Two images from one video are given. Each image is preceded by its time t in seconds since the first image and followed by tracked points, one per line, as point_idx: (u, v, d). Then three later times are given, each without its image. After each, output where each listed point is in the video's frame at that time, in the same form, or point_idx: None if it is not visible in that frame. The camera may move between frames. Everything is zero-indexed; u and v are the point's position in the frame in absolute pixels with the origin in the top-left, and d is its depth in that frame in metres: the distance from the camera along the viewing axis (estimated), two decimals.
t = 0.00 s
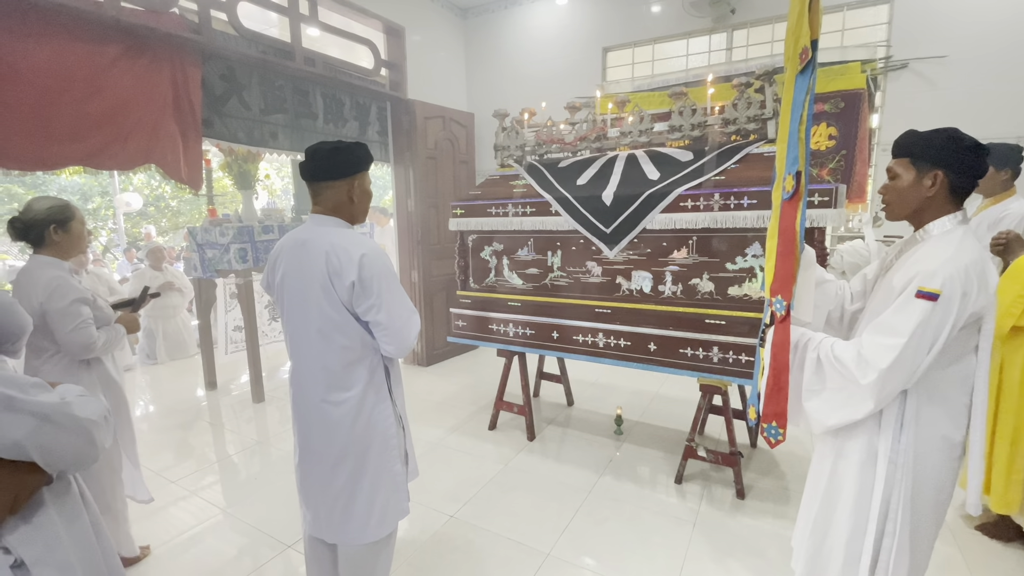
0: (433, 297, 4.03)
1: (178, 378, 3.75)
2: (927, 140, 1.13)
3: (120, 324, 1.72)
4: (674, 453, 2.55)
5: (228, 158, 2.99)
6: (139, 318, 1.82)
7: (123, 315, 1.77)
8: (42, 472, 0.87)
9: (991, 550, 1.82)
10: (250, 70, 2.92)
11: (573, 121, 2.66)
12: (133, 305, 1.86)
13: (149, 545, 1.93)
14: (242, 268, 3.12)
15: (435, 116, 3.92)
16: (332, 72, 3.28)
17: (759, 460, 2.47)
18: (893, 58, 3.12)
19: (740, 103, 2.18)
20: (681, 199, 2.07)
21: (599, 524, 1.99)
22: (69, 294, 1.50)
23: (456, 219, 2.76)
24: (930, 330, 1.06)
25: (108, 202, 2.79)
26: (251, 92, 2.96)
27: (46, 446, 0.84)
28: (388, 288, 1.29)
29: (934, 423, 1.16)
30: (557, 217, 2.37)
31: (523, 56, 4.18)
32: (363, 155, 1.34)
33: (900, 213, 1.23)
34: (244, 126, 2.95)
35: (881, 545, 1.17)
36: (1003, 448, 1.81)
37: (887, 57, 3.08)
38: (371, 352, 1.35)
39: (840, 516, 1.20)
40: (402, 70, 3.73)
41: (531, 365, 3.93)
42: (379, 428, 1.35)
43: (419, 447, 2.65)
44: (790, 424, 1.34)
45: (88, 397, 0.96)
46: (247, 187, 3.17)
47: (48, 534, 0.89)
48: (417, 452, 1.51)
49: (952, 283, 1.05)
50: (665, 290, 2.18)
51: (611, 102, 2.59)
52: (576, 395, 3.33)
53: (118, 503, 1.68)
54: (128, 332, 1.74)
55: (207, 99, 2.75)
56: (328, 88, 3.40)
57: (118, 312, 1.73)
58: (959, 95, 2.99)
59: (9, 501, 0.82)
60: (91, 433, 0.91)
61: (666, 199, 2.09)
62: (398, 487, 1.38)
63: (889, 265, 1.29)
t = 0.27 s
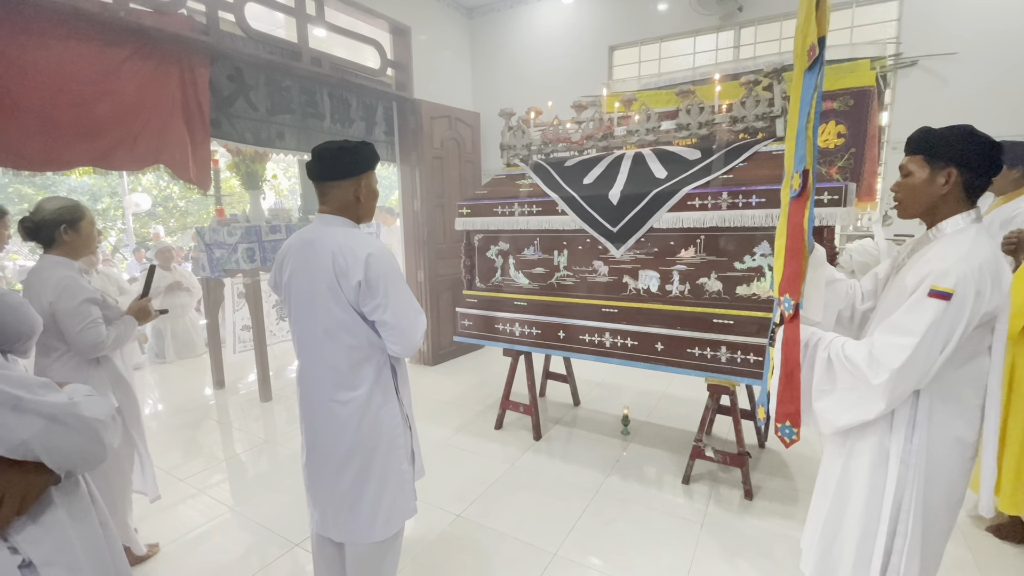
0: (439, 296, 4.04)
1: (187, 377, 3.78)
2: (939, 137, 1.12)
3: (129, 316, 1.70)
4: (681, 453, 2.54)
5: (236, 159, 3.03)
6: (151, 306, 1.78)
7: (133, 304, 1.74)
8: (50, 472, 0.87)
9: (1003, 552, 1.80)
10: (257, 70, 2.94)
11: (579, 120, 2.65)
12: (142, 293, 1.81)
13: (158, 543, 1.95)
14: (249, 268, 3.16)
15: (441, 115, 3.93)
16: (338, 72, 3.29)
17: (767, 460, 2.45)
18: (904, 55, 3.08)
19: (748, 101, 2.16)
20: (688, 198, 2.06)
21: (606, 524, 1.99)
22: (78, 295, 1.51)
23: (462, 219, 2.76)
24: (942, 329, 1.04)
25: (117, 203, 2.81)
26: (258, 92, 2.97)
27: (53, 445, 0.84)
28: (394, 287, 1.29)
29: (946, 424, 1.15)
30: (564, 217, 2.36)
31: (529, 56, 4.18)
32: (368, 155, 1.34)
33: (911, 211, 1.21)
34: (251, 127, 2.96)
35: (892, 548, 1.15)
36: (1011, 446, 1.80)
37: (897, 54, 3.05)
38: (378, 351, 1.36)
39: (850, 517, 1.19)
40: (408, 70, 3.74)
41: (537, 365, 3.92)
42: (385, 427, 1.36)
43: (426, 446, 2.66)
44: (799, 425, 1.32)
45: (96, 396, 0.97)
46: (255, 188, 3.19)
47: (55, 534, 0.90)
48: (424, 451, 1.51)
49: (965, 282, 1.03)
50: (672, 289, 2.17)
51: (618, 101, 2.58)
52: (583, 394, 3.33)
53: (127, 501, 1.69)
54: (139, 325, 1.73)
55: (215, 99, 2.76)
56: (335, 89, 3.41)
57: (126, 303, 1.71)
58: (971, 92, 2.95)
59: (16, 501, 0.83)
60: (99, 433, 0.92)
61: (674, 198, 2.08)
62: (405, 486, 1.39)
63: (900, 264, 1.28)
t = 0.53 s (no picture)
0: (443, 296, 4.05)
1: (193, 376, 3.80)
2: (947, 136, 1.11)
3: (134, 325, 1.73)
4: (686, 453, 2.53)
5: (241, 159, 3.04)
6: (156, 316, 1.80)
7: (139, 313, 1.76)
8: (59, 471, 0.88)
9: (1012, 553, 1.78)
10: (263, 71, 2.95)
11: (584, 119, 2.65)
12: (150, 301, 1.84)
13: (164, 541, 1.96)
14: (255, 268, 3.13)
15: (446, 115, 3.93)
16: (343, 72, 3.30)
17: (772, 461, 2.44)
18: (910, 53, 3.06)
19: (754, 99, 2.14)
20: (693, 197, 2.06)
21: (611, 524, 1.98)
22: (84, 295, 1.52)
23: (466, 219, 2.76)
24: (950, 329, 1.04)
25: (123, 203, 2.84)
26: (263, 93, 2.98)
27: (63, 443, 0.85)
28: (399, 286, 1.30)
29: (954, 424, 1.14)
30: (568, 216, 2.36)
31: (533, 55, 4.18)
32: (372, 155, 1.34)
33: (919, 210, 1.20)
34: (256, 127, 2.97)
35: (900, 549, 1.15)
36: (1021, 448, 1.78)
37: (904, 52, 3.02)
38: (383, 351, 1.36)
39: (857, 518, 1.18)
40: (413, 71, 3.74)
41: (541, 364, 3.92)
42: (391, 426, 1.36)
43: (430, 445, 2.66)
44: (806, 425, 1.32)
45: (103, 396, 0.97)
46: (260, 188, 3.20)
47: (64, 532, 0.90)
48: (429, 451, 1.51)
49: (973, 282, 1.02)
50: (677, 289, 2.16)
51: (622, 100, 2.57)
52: (587, 394, 3.32)
53: (134, 500, 1.70)
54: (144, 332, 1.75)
55: (221, 100, 2.78)
56: (340, 89, 3.42)
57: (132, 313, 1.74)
58: (979, 90, 2.93)
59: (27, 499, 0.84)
60: (105, 431, 0.92)
61: (678, 197, 2.08)
62: (410, 485, 1.39)
63: (908, 263, 1.27)
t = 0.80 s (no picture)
0: (447, 296, 4.05)
1: (198, 376, 3.82)
2: (954, 135, 1.10)
3: (141, 323, 1.75)
4: (690, 453, 2.53)
5: (246, 160, 3.07)
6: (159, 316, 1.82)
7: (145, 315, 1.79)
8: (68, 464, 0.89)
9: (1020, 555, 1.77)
10: (267, 71, 2.96)
11: (588, 119, 2.65)
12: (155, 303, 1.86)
13: (170, 540, 1.97)
14: (259, 268, 3.13)
15: (449, 116, 3.94)
16: (347, 73, 3.30)
17: (777, 461, 2.44)
18: (917, 51, 3.04)
19: (759, 99, 2.14)
20: (697, 197, 2.05)
21: (615, 524, 1.98)
22: (90, 295, 1.53)
23: (470, 219, 2.77)
24: (957, 329, 1.03)
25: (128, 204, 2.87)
26: (268, 93, 3.00)
27: (74, 438, 0.86)
28: (403, 286, 1.30)
29: (960, 424, 1.13)
30: (572, 216, 2.36)
31: (536, 55, 4.18)
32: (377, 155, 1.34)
33: (926, 210, 1.20)
34: (261, 128, 2.98)
35: (906, 550, 1.14)
36: None
37: (910, 50, 3.00)
38: (388, 350, 1.36)
39: (863, 519, 1.17)
40: (417, 71, 3.75)
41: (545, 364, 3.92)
42: (395, 426, 1.36)
43: (434, 445, 2.67)
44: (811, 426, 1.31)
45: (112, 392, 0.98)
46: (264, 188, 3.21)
47: (74, 525, 0.91)
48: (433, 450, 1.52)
49: (980, 281, 1.02)
50: (681, 289, 2.16)
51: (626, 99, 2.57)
52: (591, 395, 3.32)
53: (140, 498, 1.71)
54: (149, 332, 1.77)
55: (225, 101, 2.79)
56: (344, 89, 3.43)
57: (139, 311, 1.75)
58: (986, 88, 2.91)
59: (37, 491, 0.84)
60: (114, 425, 0.93)
61: (683, 197, 2.07)
62: (414, 485, 1.39)
63: (914, 262, 1.26)
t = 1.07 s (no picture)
0: (449, 296, 4.06)
1: (202, 375, 3.84)
2: (958, 134, 1.10)
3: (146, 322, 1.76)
4: (693, 453, 2.53)
5: (248, 160, 3.05)
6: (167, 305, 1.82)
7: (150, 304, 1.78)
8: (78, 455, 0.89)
9: None
10: (270, 72, 2.97)
11: (590, 119, 2.65)
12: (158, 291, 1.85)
13: (174, 538, 1.98)
14: (262, 268, 3.18)
15: (452, 116, 3.94)
16: (350, 73, 3.30)
17: (780, 461, 2.43)
18: (920, 50, 3.02)
19: (761, 98, 2.14)
20: (700, 197, 2.05)
21: (618, 524, 1.98)
22: (94, 295, 1.53)
23: (472, 218, 2.77)
24: (961, 329, 1.03)
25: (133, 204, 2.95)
26: (271, 94, 3.01)
27: (82, 429, 0.86)
28: (405, 286, 1.30)
29: (965, 425, 1.13)
30: (574, 216, 2.36)
31: (538, 55, 4.17)
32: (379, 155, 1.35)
33: (929, 209, 1.19)
34: (264, 128, 2.98)
35: (909, 552, 1.14)
36: None
37: (914, 49, 2.99)
38: (390, 350, 1.37)
39: (866, 520, 1.17)
40: (419, 71, 3.75)
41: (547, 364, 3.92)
42: (397, 426, 1.36)
43: (436, 445, 2.67)
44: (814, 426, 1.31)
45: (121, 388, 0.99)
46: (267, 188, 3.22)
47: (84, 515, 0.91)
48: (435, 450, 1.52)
49: (984, 281, 1.01)
50: (684, 289, 2.16)
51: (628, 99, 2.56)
52: (593, 395, 3.32)
53: (145, 497, 1.72)
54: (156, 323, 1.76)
55: (228, 102, 2.80)
56: (346, 90, 3.44)
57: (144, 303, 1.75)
58: (990, 87, 2.89)
59: (49, 481, 0.85)
60: (121, 419, 0.93)
61: (685, 196, 2.07)
62: (416, 485, 1.39)
63: (918, 262, 1.25)
